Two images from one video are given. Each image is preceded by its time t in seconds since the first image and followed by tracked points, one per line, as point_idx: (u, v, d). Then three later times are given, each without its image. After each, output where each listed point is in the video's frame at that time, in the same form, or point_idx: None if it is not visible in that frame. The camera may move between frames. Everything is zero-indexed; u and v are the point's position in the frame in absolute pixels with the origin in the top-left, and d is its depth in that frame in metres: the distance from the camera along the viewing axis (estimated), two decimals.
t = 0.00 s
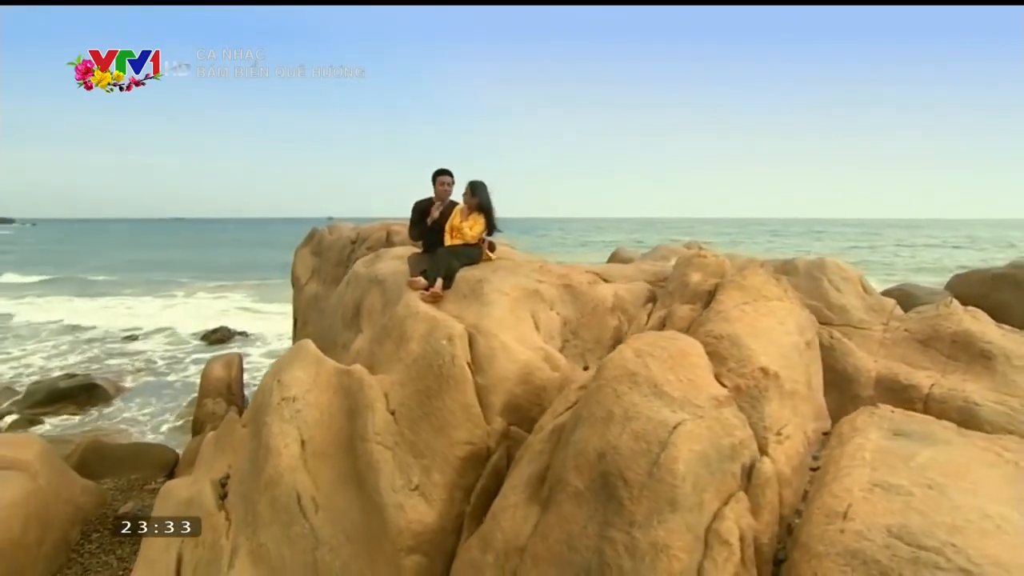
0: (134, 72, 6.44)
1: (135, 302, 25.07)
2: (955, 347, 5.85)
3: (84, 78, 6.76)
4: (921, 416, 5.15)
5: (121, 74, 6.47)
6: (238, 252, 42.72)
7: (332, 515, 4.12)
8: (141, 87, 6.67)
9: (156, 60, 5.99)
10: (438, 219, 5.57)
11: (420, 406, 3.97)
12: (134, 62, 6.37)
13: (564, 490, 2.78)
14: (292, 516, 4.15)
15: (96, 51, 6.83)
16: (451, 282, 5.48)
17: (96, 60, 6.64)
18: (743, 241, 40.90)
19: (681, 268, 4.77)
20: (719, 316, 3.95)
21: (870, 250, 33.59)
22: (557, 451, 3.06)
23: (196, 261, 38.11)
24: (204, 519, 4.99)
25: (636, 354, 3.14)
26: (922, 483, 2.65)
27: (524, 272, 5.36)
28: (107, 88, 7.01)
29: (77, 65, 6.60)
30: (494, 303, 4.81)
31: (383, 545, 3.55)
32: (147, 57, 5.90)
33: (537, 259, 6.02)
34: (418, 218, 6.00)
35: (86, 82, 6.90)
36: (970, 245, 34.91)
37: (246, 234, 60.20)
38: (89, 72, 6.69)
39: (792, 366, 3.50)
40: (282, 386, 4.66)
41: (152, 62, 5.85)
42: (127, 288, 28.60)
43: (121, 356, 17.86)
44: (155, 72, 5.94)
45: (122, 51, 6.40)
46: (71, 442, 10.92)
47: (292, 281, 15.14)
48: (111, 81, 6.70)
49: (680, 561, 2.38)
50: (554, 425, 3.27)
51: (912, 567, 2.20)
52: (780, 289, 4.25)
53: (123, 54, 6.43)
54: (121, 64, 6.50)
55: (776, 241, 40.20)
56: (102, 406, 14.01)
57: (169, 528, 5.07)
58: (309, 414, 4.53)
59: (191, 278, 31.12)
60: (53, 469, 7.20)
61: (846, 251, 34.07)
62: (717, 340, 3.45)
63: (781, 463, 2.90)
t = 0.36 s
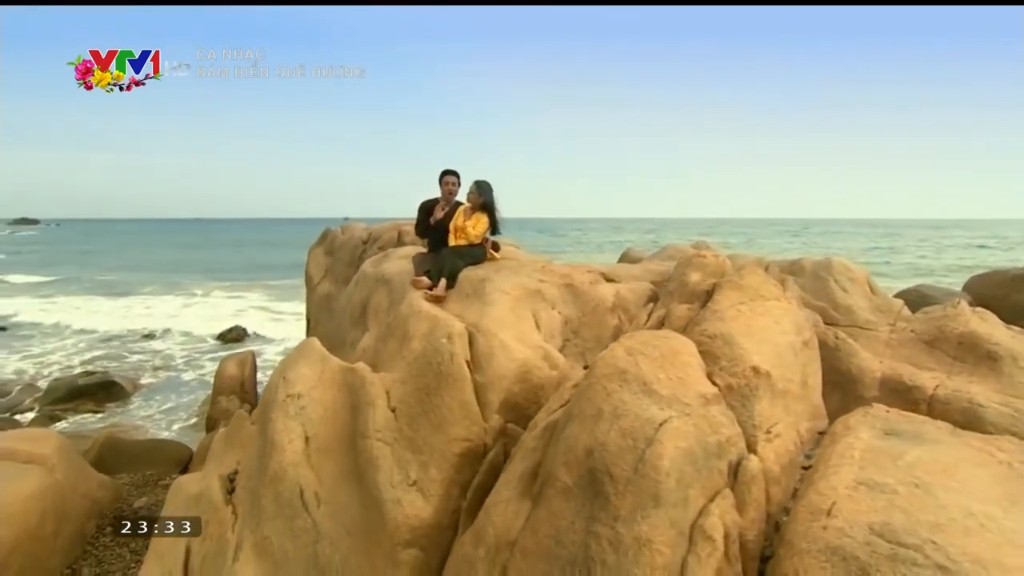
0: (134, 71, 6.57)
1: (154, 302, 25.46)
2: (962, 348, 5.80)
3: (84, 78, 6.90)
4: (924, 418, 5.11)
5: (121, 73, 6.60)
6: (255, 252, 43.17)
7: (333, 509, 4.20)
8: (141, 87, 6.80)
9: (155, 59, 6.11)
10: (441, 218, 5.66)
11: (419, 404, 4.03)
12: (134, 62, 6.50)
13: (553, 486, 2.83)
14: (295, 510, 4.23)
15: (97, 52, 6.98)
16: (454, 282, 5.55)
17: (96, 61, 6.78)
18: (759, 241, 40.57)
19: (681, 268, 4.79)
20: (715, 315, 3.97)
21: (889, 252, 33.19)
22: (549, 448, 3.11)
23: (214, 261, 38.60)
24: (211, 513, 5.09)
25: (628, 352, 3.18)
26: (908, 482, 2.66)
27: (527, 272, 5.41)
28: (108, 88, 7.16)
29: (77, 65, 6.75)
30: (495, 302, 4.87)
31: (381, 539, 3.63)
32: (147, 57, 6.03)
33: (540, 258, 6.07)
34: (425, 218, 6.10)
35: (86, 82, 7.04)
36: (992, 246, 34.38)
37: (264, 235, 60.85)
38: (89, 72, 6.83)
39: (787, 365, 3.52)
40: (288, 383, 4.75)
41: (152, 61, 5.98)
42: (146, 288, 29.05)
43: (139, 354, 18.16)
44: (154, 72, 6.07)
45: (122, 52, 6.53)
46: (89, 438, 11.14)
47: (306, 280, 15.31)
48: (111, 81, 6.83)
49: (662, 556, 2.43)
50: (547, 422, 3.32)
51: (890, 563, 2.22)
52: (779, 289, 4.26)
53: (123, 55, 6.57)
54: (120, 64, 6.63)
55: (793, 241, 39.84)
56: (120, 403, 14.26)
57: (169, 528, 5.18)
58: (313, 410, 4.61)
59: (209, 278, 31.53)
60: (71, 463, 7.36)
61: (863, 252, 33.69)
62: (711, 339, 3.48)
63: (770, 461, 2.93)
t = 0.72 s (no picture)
0: (134, 71, 6.71)
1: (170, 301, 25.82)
2: (967, 349, 5.76)
3: (85, 78, 7.04)
4: (927, 419, 5.09)
5: (121, 73, 6.74)
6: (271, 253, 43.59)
7: (334, 504, 4.28)
8: (142, 87, 6.93)
9: (155, 60, 6.24)
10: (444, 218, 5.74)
11: (419, 401, 4.10)
12: (134, 62, 6.63)
13: (543, 480, 2.89)
14: (297, 504, 4.32)
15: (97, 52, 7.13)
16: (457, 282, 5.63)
17: (96, 61, 6.92)
18: (775, 242, 40.28)
19: (681, 268, 4.81)
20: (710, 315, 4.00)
21: (907, 253, 32.79)
22: (541, 444, 3.17)
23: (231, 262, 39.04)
24: (218, 507, 5.19)
25: (620, 350, 3.22)
26: (893, 479, 2.68)
27: (529, 271, 5.47)
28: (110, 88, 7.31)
29: (78, 66, 6.89)
30: (496, 300, 4.92)
31: (379, 532, 3.71)
32: (147, 57, 6.15)
33: (543, 258, 6.12)
34: (430, 218, 6.18)
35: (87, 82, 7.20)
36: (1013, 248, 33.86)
37: (280, 235, 61.41)
38: (90, 72, 6.97)
39: (779, 364, 3.54)
40: (293, 380, 4.84)
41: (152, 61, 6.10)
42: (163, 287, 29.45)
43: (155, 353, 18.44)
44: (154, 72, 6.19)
45: (123, 52, 6.67)
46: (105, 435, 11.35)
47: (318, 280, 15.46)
48: (111, 81, 6.96)
49: (645, 549, 2.48)
50: (540, 419, 3.37)
51: (867, 558, 2.25)
52: (776, 288, 4.28)
53: (123, 55, 6.70)
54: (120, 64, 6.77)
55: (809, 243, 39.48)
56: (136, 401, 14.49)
57: (169, 529, 5.27)
58: (317, 407, 4.69)
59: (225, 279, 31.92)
60: (86, 458, 7.52)
61: (881, 253, 33.33)
62: (703, 338, 3.52)
63: (757, 458, 2.96)
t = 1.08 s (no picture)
0: (133, 71, 6.83)
1: (180, 301, 26.07)
2: (962, 348, 5.77)
3: (85, 78, 7.16)
4: (921, 418, 5.09)
5: (121, 73, 6.86)
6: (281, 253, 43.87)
7: (329, 497, 4.36)
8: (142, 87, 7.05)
9: (155, 59, 6.34)
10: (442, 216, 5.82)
11: (411, 396, 4.17)
12: (134, 62, 6.74)
13: (525, 473, 2.95)
14: (293, 497, 4.41)
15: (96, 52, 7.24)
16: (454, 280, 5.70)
17: (96, 61, 7.04)
18: (785, 242, 40.10)
19: (673, 266, 4.85)
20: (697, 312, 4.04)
21: (918, 254, 32.56)
22: (525, 438, 3.23)
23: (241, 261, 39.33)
24: (218, 500, 5.28)
25: (603, 345, 3.27)
26: (867, 473, 2.72)
27: (524, 269, 5.53)
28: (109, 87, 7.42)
29: (78, 66, 7.01)
30: (490, 298, 4.98)
31: (370, 524, 3.80)
32: (147, 57, 6.25)
33: (539, 256, 6.18)
34: (430, 218, 6.26)
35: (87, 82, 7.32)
36: None
37: (291, 235, 61.80)
38: (90, 72, 7.09)
39: (764, 361, 3.58)
40: (291, 376, 4.92)
41: (151, 61, 6.20)
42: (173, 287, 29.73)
43: (164, 351, 18.66)
44: (153, 72, 6.29)
45: (122, 52, 6.78)
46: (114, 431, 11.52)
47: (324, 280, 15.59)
48: (112, 81, 7.07)
49: (620, 538, 2.55)
50: (526, 414, 3.43)
51: (834, 548, 2.30)
52: (765, 287, 4.31)
53: (123, 55, 6.82)
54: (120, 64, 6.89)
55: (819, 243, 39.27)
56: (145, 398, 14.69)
57: (169, 528, 5.37)
58: (314, 402, 4.77)
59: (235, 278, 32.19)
60: (93, 453, 7.66)
61: (891, 254, 33.10)
62: (687, 335, 3.57)
63: (736, 452, 3.02)
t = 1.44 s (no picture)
0: (134, 71, 6.95)
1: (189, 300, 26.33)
2: (955, 346, 5.78)
3: (85, 78, 7.29)
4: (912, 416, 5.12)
5: (121, 73, 6.98)
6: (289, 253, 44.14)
7: (322, 490, 4.44)
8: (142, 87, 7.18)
9: (153, 59, 6.45)
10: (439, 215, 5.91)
11: (402, 391, 4.26)
12: (133, 62, 6.87)
13: (507, 465, 3.02)
14: (288, 490, 4.49)
15: (96, 52, 7.36)
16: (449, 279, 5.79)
17: (96, 61, 7.17)
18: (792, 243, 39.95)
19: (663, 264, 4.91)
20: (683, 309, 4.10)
21: (927, 254, 32.35)
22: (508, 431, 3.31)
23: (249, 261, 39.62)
24: (217, 494, 5.37)
25: (586, 341, 3.33)
26: (840, 466, 2.78)
27: (518, 267, 5.60)
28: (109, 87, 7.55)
29: (79, 66, 7.15)
30: (482, 295, 5.06)
31: (361, 516, 3.89)
32: (145, 57, 6.36)
33: (534, 255, 6.24)
34: (427, 217, 6.34)
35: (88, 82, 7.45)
36: None
37: (301, 236, 62.14)
38: (90, 72, 7.22)
39: (747, 357, 3.62)
40: (288, 372, 5.00)
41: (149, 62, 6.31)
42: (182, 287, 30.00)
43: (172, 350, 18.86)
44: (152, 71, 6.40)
45: (122, 53, 6.91)
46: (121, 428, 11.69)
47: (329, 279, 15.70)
48: (112, 81, 7.19)
49: (594, 527, 2.63)
50: (511, 408, 3.51)
51: (799, 536, 2.37)
52: (753, 284, 4.35)
53: (123, 55, 6.95)
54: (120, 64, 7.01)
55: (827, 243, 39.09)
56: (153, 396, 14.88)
57: (169, 528, 5.38)
58: (310, 397, 4.86)
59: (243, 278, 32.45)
60: (99, 448, 7.80)
61: (900, 254, 32.91)
62: (671, 332, 3.63)
63: (713, 446, 3.08)
